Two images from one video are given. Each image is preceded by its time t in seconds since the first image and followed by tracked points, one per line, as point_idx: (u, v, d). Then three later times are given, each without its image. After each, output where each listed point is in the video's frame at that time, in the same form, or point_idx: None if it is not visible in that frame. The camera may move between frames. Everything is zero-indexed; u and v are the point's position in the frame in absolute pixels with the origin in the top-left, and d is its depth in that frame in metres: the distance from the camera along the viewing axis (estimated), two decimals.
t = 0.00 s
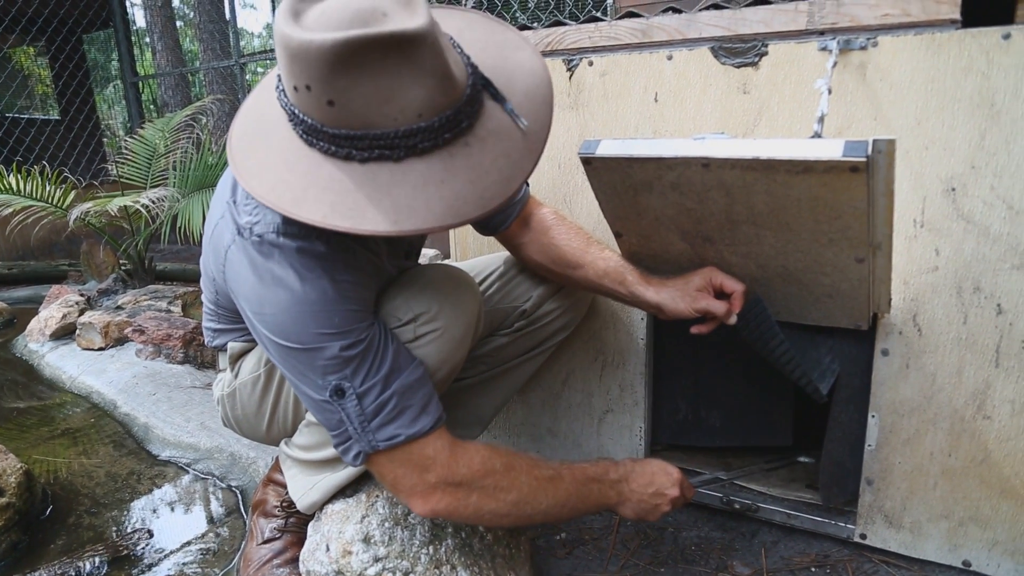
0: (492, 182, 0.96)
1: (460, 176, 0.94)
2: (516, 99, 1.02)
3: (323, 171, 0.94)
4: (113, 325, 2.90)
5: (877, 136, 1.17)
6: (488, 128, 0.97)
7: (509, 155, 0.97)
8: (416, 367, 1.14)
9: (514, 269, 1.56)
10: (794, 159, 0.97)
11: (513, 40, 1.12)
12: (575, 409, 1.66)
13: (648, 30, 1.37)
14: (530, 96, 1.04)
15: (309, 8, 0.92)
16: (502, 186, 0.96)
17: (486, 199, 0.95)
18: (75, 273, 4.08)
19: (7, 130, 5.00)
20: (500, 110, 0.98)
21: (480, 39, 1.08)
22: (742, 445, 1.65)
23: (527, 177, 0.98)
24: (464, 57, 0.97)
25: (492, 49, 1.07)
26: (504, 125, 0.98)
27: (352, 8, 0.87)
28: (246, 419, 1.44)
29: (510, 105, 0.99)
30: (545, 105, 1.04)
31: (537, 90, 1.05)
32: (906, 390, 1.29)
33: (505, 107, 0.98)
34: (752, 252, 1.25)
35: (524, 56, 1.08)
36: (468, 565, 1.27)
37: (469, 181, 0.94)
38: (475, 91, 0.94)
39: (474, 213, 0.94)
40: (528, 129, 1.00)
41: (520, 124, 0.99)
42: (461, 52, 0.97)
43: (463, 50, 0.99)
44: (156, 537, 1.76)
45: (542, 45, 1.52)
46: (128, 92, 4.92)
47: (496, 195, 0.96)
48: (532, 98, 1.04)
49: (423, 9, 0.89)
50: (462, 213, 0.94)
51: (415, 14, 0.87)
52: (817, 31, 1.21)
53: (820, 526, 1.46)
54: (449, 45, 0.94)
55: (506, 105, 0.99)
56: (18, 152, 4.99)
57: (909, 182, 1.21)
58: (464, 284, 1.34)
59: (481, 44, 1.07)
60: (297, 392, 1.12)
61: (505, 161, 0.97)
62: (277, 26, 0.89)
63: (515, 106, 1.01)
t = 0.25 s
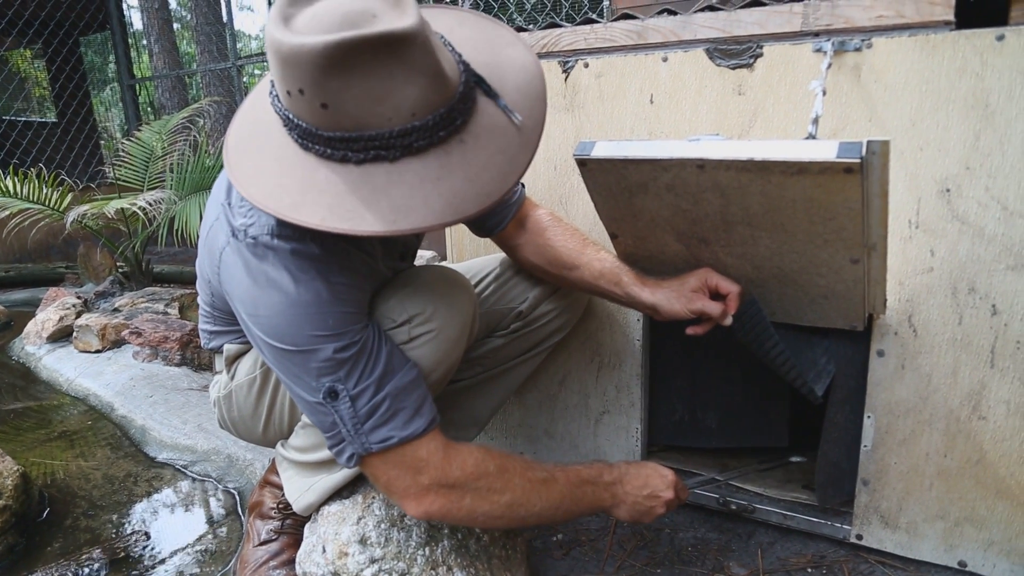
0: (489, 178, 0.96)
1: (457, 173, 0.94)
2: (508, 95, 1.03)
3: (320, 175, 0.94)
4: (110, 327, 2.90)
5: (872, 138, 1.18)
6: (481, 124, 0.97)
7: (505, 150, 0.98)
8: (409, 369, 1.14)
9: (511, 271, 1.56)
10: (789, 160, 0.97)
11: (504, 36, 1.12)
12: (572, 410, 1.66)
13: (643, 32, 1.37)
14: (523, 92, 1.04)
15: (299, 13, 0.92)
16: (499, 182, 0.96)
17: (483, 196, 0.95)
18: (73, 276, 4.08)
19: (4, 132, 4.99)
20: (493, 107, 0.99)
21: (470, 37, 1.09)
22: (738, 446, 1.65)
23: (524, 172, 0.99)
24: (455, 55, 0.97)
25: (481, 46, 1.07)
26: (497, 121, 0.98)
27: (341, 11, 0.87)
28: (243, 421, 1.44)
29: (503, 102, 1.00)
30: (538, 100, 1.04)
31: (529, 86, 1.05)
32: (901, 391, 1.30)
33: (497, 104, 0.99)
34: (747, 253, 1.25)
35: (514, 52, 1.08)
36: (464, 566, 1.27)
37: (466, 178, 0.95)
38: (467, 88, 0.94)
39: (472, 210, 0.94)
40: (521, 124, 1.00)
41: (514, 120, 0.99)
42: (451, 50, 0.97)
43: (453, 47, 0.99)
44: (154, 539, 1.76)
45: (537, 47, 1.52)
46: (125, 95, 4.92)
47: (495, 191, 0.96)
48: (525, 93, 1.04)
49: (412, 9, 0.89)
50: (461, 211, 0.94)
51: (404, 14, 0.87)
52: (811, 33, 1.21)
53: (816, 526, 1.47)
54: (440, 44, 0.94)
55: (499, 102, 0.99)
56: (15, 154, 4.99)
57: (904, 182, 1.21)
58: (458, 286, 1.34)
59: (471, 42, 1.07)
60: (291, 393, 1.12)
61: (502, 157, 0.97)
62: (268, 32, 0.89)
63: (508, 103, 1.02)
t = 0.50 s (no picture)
0: (495, 159, 0.96)
1: (463, 157, 0.94)
2: (499, 73, 1.01)
3: (324, 178, 0.94)
4: (107, 329, 2.89)
5: (868, 136, 1.17)
6: (479, 107, 0.96)
7: (506, 130, 0.97)
8: (404, 368, 1.14)
9: (507, 271, 1.56)
10: (784, 158, 0.97)
11: (489, 18, 1.11)
12: (568, 410, 1.66)
13: (639, 31, 1.37)
14: (514, 69, 1.02)
15: (284, 19, 0.91)
16: (506, 162, 0.96)
17: (493, 176, 0.95)
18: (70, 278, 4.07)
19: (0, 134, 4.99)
20: (489, 88, 0.98)
21: (453, 21, 1.07)
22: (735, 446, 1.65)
23: (529, 147, 0.98)
24: (443, 41, 0.96)
25: (468, 29, 1.06)
26: (494, 102, 0.98)
27: (327, 12, 0.87)
28: (239, 422, 1.44)
29: (497, 82, 0.99)
30: (530, 77, 1.03)
31: (519, 64, 1.03)
32: (898, 389, 1.30)
33: (492, 84, 0.99)
34: (742, 252, 1.25)
35: (499, 31, 1.08)
36: (460, 566, 1.26)
37: (474, 160, 0.94)
38: (461, 71, 0.94)
39: (484, 192, 0.94)
40: (519, 102, 1.00)
41: (511, 98, 0.99)
42: (439, 37, 0.97)
43: (438, 32, 0.98)
44: (151, 541, 1.75)
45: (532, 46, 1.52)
46: (122, 96, 4.91)
47: (504, 169, 0.96)
48: (518, 70, 1.02)
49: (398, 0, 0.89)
50: (473, 194, 0.94)
51: (392, 7, 0.87)
52: (806, 31, 1.21)
53: (813, 526, 1.46)
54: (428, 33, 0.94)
55: (493, 82, 0.99)
56: (12, 156, 4.98)
57: (899, 180, 1.21)
58: (454, 286, 1.34)
59: (456, 25, 1.06)
60: (287, 393, 1.12)
61: (505, 136, 0.97)
62: (256, 43, 0.89)
63: (501, 82, 1.01)
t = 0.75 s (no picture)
0: (474, 167, 0.94)
1: (441, 163, 0.93)
2: (495, 84, 1.01)
3: (304, 170, 0.94)
4: (104, 329, 2.89)
5: (865, 133, 1.17)
6: (468, 115, 0.96)
7: (492, 141, 0.96)
8: (399, 368, 1.13)
9: (504, 270, 1.56)
10: (781, 156, 0.96)
11: (493, 29, 1.11)
12: (566, 409, 1.65)
13: (635, 29, 1.37)
14: (510, 82, 1.02)
15: (282, 8, 0.92)
16: (484, 171, 0.94)
17: (468, 186, 0.93)
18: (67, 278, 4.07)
19: None
20: (480, 98, 0.98)
21: (459, 30, 1.09)
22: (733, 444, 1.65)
23: (511, 162, 0.97)
24: (440, 47, 0.96)
25: (471, 38, 1.07)
26: (483, 112, 0.97)
27: (321, 3, 0.87)
28: (235, 422, 1.43)
29: (489, 92, 0.99)
30: (525, 90, 1.03)
31: (517, 75, 1.03)
32: (896, 387, 1.29)
33: (484, 94, 0.98)
34: (739, 250, 1.24)
35: (504, 42, 1.08)
36: (458, 566, 1.26)
37: (451, 167, 0.93)
38: (451, 77, 0.94)
39: (455, 200, 0.93)
40: (509, 115, 0.99)
41: (501, 110, 0.98)
42: (437, 42, 0.97)
43: (438, 38, 0.99)
44: (149, 542, 1.75)
45: (529, 45, 1.52)
46: (119, 97, 4.90)
47: (481, 180, 0.94)
48: (514, 83, 1.03)
49: None
50: (444, 200, 0.92)
51: (385, 3, 0.87)
52: (804, 28, 1.21)
53: (811, 524, 1.46)
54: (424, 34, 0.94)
55: (485, 92, 0.98)
56: (9, 157, 4.97)
57: (896, 178, 1.21)
58: (450, 285, 1.34)
59: (460, 36, 1.07)
60: (281, 393, 1.11)
61: (488, 147, 0.96)
62: (249, 27, 0.90)
63: (495, 92, 1.00)
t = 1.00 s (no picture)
0: (469, 165, 0.94)
1: (436, 161, 0.92)
2: (492, 81, 1.01)
3: (298, 166, 0.93)
4: (102, 326, 2.88)
5: (865, 127, 1.16)
6: (463, 112, 0.95)
7: (487, 138, 0.96)
8: (395, 363, 1.13)
9: (502, 265, 1.55)
10: (781, 149, 0.96)
11: (491, 25, 1.10)
12: (565, 405, 1.65)
13: (634, 23, 1.36)
14: (506, 79, 1.02)
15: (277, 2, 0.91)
16: (479, 171, 0.94)
17: (463, 184, 0.93)
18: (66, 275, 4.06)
19: None
20: (476, 94, 0.97)
21: (456, 25, 1.08)
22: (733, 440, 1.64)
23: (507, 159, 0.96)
24: (436, 42, 0.95)
25: (469, 33, 1.06)
26: (479, 109, 0.96)
27: None
28: (232, 418, 1.42)
29: (485, 89, 0.98)
30: (521, 88, 1.02)
31: (514, 73, 1.03)
32: (896, 383, 1.29)
33: (479, 91, 0.97)
34: (739, 245, 1.24)
35: (500, 39, 1.07)
36: (456, 562, 1.25)
37: (446, 165, 0.93)
38: (447, 74, 0.93)
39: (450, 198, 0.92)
40: (504, 112, 0.99)
41: (497, 107, 0.97)
42: (433, 38, 0.96)
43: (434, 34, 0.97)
44: (147, 539, 1.74)
45: (527, 39, 1.51)
46: (117, 93, 4.88)
47: (476, 178, 0.94)
48: (510, 81, 1.02)
49: None
50: (439, 199, 0.92)
51: None
52: (803, 22, 1.20)
53: (810, 520, 1.46)
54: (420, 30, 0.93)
55: (481, 89, 0.97)
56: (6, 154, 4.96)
57: (896, 173, 1.20)
58: (447, 280, 1.33)
59: (458, 30, 1.06)
60: (277, 389, 1.11)
61: (483, 144, 0.95)
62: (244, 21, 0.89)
63: (491, 89, 1.00)
